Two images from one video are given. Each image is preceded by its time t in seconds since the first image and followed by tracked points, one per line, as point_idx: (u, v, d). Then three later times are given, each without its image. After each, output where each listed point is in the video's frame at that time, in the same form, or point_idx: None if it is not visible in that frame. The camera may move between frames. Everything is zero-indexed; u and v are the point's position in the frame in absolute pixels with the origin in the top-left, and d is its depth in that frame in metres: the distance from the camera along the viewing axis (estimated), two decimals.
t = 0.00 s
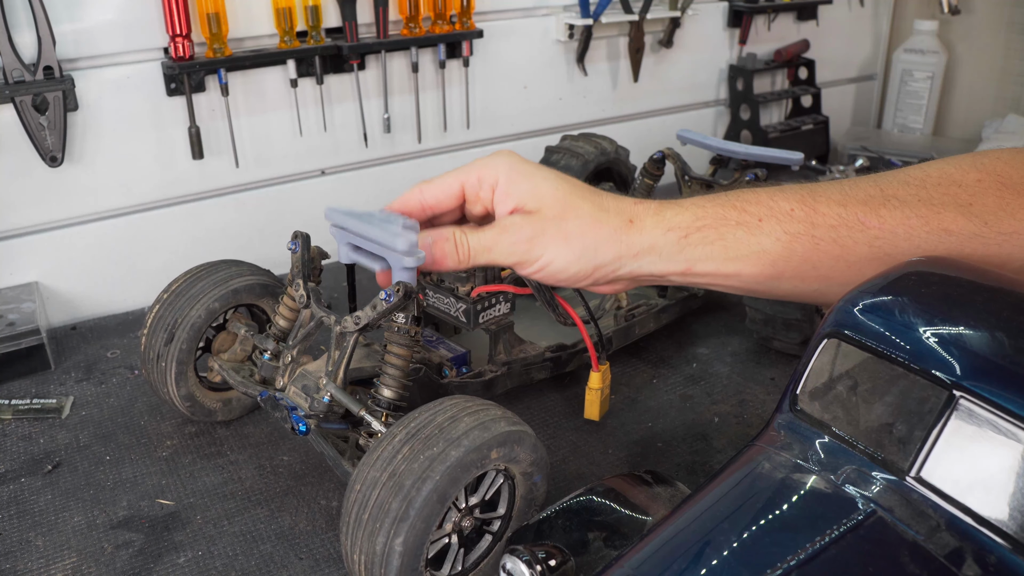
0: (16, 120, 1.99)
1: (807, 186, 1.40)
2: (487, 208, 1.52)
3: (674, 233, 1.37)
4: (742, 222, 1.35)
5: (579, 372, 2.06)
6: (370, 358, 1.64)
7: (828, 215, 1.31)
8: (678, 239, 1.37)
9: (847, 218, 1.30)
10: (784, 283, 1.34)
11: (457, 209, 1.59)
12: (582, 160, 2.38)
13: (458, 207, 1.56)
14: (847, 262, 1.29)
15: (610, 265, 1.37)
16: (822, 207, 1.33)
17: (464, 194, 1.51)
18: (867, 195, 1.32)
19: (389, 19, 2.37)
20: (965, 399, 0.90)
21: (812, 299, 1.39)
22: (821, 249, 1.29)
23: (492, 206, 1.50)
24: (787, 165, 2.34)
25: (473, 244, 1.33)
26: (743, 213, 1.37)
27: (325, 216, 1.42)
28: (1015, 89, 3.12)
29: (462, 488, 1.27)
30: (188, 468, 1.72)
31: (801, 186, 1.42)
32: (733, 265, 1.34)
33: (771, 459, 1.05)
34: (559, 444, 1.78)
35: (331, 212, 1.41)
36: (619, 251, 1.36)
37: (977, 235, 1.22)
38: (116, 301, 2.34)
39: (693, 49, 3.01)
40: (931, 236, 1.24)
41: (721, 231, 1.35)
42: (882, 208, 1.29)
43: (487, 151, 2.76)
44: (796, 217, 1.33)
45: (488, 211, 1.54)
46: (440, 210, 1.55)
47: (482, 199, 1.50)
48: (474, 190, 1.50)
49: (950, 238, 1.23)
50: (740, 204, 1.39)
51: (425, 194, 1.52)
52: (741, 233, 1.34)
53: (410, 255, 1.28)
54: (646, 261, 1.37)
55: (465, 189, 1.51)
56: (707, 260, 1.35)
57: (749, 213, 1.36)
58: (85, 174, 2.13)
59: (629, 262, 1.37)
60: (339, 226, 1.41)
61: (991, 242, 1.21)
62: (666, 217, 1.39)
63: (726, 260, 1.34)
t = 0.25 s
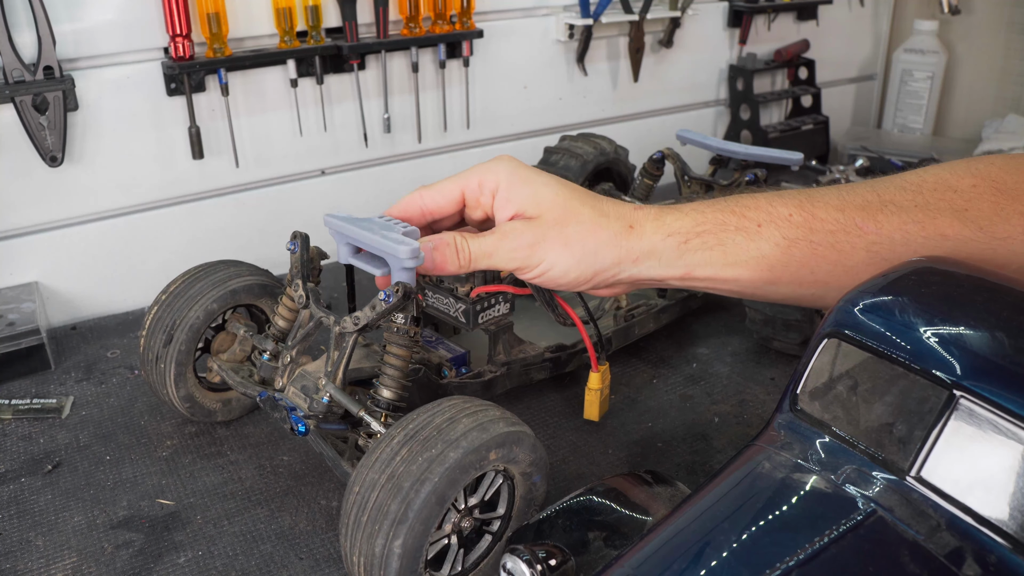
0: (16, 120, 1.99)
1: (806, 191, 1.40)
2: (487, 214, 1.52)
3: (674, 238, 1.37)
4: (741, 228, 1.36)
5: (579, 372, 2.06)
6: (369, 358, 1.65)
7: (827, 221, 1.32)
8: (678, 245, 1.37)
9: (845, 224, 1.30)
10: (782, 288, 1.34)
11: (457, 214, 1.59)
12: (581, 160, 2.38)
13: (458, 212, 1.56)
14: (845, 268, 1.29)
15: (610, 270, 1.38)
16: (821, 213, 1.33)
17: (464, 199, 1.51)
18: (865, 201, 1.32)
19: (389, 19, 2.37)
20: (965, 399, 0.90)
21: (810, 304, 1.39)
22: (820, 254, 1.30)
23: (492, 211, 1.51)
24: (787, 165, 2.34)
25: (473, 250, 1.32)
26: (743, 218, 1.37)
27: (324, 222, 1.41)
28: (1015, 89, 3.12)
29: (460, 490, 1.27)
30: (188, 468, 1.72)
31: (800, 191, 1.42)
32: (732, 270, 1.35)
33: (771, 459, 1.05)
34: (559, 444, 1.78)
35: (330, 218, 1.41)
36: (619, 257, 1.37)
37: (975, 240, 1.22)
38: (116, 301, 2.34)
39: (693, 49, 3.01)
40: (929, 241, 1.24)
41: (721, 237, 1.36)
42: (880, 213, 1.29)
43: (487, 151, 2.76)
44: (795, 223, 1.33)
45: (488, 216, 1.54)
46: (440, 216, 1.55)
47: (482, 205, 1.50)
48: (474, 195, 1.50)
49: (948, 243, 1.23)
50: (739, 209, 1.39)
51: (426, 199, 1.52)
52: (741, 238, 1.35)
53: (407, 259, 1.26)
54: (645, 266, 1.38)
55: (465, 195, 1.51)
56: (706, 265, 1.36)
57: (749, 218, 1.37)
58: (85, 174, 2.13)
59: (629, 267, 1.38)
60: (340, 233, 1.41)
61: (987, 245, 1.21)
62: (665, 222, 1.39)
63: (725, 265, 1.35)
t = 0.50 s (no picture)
0: (16, 119, 1.99)
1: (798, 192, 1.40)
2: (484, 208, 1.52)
3: (668, 236, 1.37)
4: (734, 227, 1.36)
5: (579, 372, 2.06)
6: (365, 360, 1.64)
7: (819, 220, 1.32)
8: (671, 242, 1.37)
9: (837, 222, 1.30)
10: (775, 288, 1.33)
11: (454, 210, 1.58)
12: (577, 163, 2.38)
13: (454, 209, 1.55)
14: (839, 267, 1.28)
15: (604, 268, 1.38)
16: (813, 212, 1.33)
17: (462, 195, 1.51)
18: (858, 201, 1.32)
19: (389, 19, 2.37)
20: (965, 399, 0.90)
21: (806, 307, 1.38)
22: (813, 253, 1.29)
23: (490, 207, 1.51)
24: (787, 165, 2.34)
25: (469, 245, 1.32)
26: (736, 217, 1.37)
27: (319, 213, 1.42)
28: (1015, 88, 3.13)
29: (452, 495, 1.27)
30: (187, 468, 1.72)
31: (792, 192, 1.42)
32: (725, 268, 1.34)
33: (771, 459, 1.05)
34: (558, 444, 1.78)
35: (325, 210, 1.42)
36: (613, 253, 1.37)
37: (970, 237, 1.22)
38: (116, 301, 2.34)
39: (694, 49, 3.01)
40: (922, 241, 1.24)
41: (714, 235, 1.36)
42: (871, 213, 1.29)
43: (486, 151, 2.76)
44: (787, 222, 1.33)
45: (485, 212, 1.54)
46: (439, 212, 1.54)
47: (480, 200, 1.50)
48: (473, 190, 1.50)
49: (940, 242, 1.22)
50: (733, 209, 1.39)
51: (423, 195, 1.51)
52: (734, 236, 1.35)
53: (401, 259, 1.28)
54: (639, 264, 1.38)
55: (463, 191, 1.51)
56: (700, 263, 1.35)
57: (741, 218, 1.37)
58: (85, 174, 2.13)
59: (623, 264, 1.38)
60: (333, 225, 1.42)
61: (980, 244, 1.21)
62: (660, 220, 1.39)
63: (718, 264, 1.34)
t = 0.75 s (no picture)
0: (16, 119, 1.99)
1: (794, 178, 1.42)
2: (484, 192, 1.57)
3: (662, 203, 1.39)
4: (730, 199, 1.37)
5: (578, 373, 2.06)
6: (364, 361, 1.64)
7: (814, 199, 1.32)
8: (666, 209, 1.39)
9: (832, 203, 1.30)
10: (769, 263, 1.32)
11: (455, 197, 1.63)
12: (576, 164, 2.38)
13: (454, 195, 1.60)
14: (835, 247, 1.27)
15: (599, 231, 1.40)
16: (808, 192, 1.34)
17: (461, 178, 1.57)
18: (852, 184, 1.34)
19: (390, 19, 2.37)
20: (965, 400, 0.90)
21: (800, 293, 1.36)
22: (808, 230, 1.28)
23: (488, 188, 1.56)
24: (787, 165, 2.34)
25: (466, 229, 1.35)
26: (732, 191, 1.39)
27: (315, 217, 1.42)
28: (1015, 88, 3.13)
29: (452, 497, 1.27)
30: (187, 468, 1.72)
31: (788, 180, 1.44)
32: (720, 238, 1.34)
33: (771, 459, 1.05)
34: (558, 444, 1.78)
35: (320, 213, 1.42)
36: (606, 216, 1.40)
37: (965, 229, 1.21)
38: (116, 301, 2.34)
39: (694, 49, 3.01)
40: (916, 224, 1.23)
41: (710, 205, 1.37)
42: (867, 195, 1.29)
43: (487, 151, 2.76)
44: (783, 199, 1.34)
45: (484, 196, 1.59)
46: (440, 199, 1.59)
47: (479, 182, 1.56)
48: (471, 173, 1.56)
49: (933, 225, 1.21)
50: (729, 184, 1.41)
51: (423, 179, 1.56)
52: (729, 208, 1.35)
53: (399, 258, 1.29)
54: (634, 228, 1.40)
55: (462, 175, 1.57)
56: (695, 231, 1.36)
57: (737, 193, 1.38)
58: (85, 174, 2.13)
59: (618, 228, 1.40)
60: (331, 228, 1.42)
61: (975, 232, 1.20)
62: (652, 190, 1.43)
63: (714, 234, 1.34)
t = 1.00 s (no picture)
0: (16, 119, 1.99)
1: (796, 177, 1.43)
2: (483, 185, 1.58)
3: (664, 198, 1.42)
4: (731, 195, 1.39)
5: (578, 373, 2.07)
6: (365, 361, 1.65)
7: (816, 198, 1.33)
8: (668, 204, 1.41)
9: (833, 202, 1.31)
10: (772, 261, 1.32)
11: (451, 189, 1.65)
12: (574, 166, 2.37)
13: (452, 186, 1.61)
14: (836, 248, 1.27)
15: (602, 222, 1.42)
16: (810, 190, 1.35)
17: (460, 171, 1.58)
18: (854, 184, 1.35)
19: (390, 19, 2.37)
20: (965, 399, 0.90)
21: (802, 293, 1.36)
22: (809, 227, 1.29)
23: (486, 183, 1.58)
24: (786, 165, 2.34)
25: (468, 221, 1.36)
26: (733, 188, 1.40)
27: (316, 218, 1.43)
28: (1015, 88, 3.13)
29: (453, 497, 1.27)
30: (188, 468, 1.72)
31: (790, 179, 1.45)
32: (723, 236, 1.35)
33: (771, 459, 1.05)
34: (559, 444, 1.79)
35: (321, 213, 1.42)
36: (610, 208, 1.42)
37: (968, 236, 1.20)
38: (116, 301, 2.34)
39: (694, 49, 3.01)
40: (917, 224, 1.23)
41: (712, 201, 1.39)
42: (869, 195, 1.30)
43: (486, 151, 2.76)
44: (783, 196, 1.36)
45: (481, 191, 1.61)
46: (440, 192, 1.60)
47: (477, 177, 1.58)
48: (470, 167, 1.58)
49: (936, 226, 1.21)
50: (731, 181, 1.43)
51: (423, 163, 1.55)
52: (731, 203, 1.37)
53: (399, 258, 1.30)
54: (637, 222, 1.42)
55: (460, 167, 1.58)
56: (697, 227, 1.37)
57: (738, 189, 1.40)
58: (85, 174, 2.13)
59: (620, 220, 1.42)
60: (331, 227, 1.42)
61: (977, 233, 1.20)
62: (654, 183, 1.45)
63: (716, 229, 1.36)
